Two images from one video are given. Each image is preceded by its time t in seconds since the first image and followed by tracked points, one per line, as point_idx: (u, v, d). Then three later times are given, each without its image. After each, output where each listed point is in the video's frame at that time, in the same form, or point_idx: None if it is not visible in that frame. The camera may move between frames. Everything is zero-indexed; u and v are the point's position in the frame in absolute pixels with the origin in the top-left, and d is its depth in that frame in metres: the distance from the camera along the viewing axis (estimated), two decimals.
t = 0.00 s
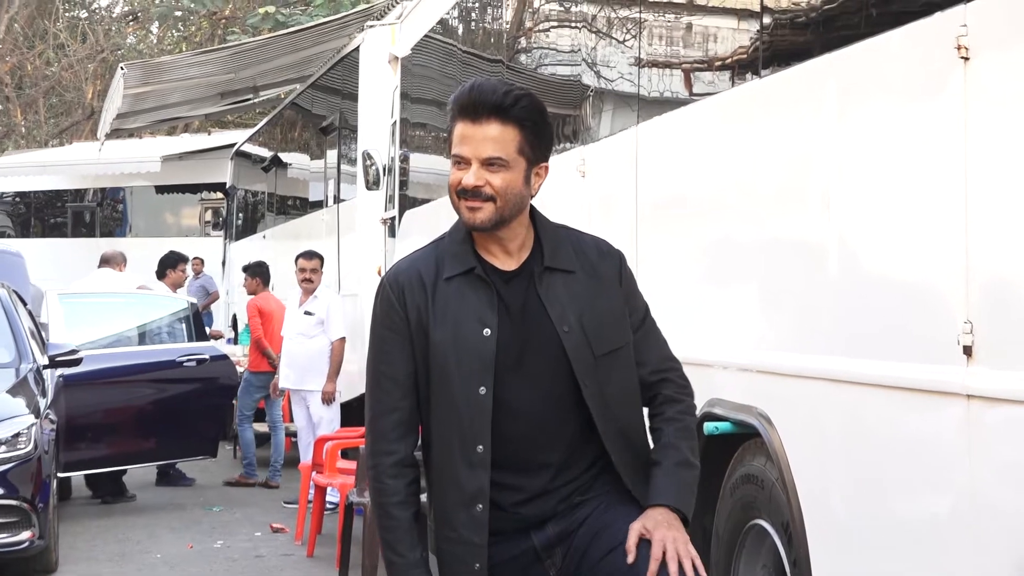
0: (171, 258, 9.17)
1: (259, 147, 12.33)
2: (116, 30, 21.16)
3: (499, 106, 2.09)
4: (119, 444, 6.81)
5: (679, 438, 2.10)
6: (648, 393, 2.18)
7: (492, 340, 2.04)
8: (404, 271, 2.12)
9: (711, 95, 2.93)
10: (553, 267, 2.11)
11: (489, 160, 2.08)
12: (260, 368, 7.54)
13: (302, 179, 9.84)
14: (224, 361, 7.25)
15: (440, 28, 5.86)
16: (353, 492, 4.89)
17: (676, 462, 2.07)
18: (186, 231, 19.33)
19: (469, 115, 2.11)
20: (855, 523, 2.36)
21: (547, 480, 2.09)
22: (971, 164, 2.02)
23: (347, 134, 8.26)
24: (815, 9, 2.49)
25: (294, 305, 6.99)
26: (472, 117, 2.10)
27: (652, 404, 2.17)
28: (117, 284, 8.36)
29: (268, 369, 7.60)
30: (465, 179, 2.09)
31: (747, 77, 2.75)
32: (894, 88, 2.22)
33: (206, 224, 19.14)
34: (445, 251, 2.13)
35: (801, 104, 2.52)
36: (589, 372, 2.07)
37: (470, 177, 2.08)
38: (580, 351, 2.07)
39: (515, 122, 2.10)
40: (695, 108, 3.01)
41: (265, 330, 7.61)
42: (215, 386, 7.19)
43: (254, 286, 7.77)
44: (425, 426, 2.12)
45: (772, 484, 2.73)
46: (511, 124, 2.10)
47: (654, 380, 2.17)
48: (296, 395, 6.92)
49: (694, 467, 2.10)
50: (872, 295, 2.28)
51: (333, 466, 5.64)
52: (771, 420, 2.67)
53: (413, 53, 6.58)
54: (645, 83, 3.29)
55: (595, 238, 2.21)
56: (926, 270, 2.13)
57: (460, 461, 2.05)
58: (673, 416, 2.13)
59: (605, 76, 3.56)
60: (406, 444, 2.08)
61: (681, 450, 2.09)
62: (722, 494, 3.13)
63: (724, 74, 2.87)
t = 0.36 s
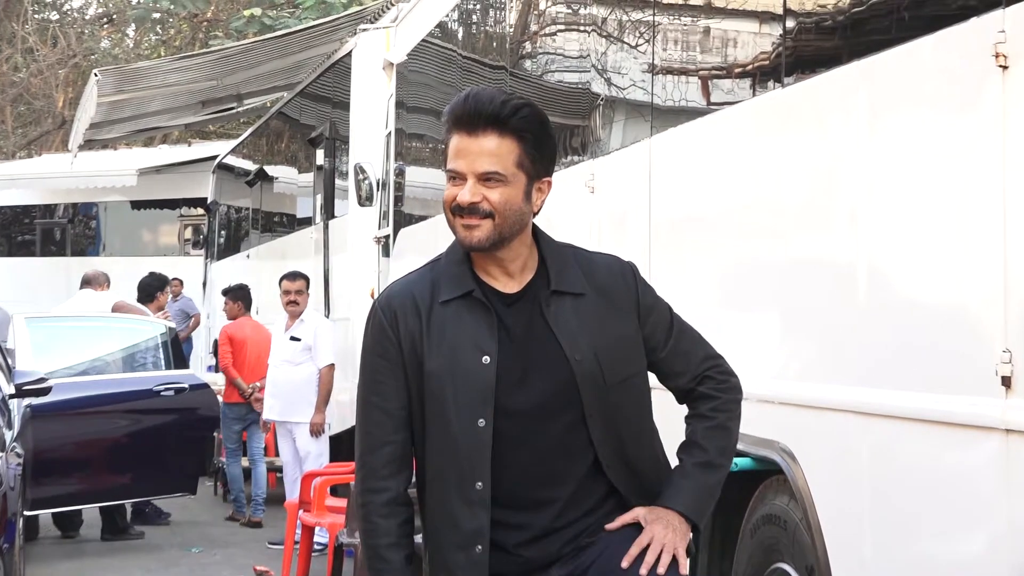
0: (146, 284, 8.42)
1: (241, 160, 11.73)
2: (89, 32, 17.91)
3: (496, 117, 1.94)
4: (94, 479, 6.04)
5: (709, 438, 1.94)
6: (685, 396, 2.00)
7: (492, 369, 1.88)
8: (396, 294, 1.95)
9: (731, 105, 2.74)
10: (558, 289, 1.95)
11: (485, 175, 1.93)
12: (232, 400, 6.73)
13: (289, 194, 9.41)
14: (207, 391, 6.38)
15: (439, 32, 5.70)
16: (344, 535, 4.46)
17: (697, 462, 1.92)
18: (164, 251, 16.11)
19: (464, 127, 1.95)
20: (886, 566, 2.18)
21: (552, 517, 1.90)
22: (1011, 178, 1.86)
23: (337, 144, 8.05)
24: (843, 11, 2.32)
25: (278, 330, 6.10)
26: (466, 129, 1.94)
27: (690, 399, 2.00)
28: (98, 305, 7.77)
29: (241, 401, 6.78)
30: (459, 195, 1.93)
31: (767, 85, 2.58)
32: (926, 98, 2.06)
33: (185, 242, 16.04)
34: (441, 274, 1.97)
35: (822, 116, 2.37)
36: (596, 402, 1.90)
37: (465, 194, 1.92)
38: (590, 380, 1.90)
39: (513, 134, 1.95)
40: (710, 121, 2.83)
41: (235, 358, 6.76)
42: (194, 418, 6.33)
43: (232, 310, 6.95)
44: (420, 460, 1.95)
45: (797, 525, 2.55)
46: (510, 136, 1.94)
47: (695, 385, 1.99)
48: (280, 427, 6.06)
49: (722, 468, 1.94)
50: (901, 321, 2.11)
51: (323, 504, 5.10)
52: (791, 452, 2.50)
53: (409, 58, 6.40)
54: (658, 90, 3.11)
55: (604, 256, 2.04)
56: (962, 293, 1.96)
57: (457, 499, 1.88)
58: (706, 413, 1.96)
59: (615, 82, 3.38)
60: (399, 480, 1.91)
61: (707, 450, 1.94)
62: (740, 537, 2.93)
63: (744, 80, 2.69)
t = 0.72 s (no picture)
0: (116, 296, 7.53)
1: (218, 163, 11.04)
2: (55, 25, 16.59)
3: (498, 117, 1.78)
4: (60, 507, 5.37)
5: (705, 485, 1.78)
6: (679, 435, 1.84)
7: (493, 391, 1.72)
8: (389, 310, 1.79)
9: (750, 104, 2.55)
10: (564, 304, 1.79)
11: (487, 180, 1.77)
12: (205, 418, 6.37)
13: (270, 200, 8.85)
14: (181, 412, 5.72)
15: (434, 25, 5.47)
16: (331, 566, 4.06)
17: (690, 508, 1.76)
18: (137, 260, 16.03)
19: (463, 128, 1.79)
20: None
21: (557, 551, 1.74)
22: None
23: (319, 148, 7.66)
24: (869, 4, 2.16)
25: (260, 347, 5.74)
26: (464, 131, 1.79)
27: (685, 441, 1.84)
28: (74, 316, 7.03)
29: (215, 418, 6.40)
30: (459, 202, 1.77)
31: (787, 84, 2.40)
32: (958, 98, 1.91)
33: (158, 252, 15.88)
34: (437, 288, 1.80)
35: (844, 118, 2.21)
36: (605, 425, 1.75)
37: (465, 199, 1.76)
38: (597, 402, 1.74)
39: (516, 136, 1.79)
40: (719, 122, 2.66)
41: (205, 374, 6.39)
42: (167, 443, 5.66)
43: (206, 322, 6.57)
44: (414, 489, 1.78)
45: (821, 559, 2.37)
46: (513, 138, 1.79)
47: (693, 423, 1.83)
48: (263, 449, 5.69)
49: (716, 518, 1.78)
50: (932, 338, 1.96)
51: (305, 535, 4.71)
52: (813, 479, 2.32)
53: (403, 53, 6.14)
54: (669, 88, 2.90)
55: (611, 268, 1.88)
56: (1002, 308, 1.80)
57: (454, 533, 1.72)
58: (702, 457, 1.80)
59: (622, 79, 3.16)
60: (392, 511, 1.75)
61: (717, 479, 1.79)
62: (756, 568, 2.73)
63: (762, 78, 2.50)
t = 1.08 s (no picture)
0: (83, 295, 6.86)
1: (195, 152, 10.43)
2: (15, 4, 16.93)
3: (509, 101, 1.64)
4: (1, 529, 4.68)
5: (715, 514, 1.64)
6: (682, 457, 1.69)
7: (500, 400, 1.58)
8: (384, 314, 1.64)
9: (767, 89, 2.38)
10: (573, 305, 1.65)
11: (500, 171, 1.64)
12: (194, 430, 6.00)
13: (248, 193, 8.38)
14: (147, 422, 5.12)
15: (426, 6, 5.22)
16: None
17: (703, 539, 1.61)
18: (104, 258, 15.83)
19: (469, 115, 1.65)
20: None
21: None
22: None
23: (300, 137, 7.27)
24: None
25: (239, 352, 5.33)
26: (473, 118, 1.65)
27: (685, 468, 1.69)
28: (42, 321, 6.38)
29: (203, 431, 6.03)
30: (471, 196, 1.63)
31: (808, 68, 2.25)
32: (994, 78, 1.76)
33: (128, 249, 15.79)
34: (436, 290, 1.66)
35: (868, 104, 2.06)
36: (619, 436, 1.61)
37: (478, 192, 1.62)
38: (609, 412, 1.60)
39: (528, 124, 1.66)
40: (731, 110, 2.50)
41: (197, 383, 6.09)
42: (127, 458, 5.04)
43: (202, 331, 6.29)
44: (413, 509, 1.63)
45: None
46: (524, 125, 1.65)
47: (695, 443, 1.68)
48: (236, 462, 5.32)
49: (729, 550, 1.64)
50: (968, 341, 1.81)
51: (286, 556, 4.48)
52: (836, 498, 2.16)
53: (392, 34, 5.79)
54: (680, 72, 2.71)
55: (620, 266, 1.74)
56: None
57: (458, 557, 1.57)
58: (709, 485, 1.66)
59: (629, 61, 2.98)
60: (390, 532, 1.60)
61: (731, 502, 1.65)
62: None
63: (781, 63, 2.34)
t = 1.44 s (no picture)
0: (50, 306, 6.57)
1: (159, 147, 10.04)
2: None
3: (516, 92, 1.51)
4: None
5: (729, 545, 1.48)
6: (692, 481, 1.55)
7: (499, 418, 1.44)
8: (371, 325, 1.50)
9: (785, 78, 2.24)
10: (577, 313, 1.51)
11: (510, 166, 1.50)
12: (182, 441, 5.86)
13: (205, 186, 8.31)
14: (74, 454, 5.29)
15: None
16: None
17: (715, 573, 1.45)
18: (63, 261, 15.89)
19: (473, 106, 1.51)
20: None
21: None
22: None
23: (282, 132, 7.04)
24: None
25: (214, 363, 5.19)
26: (478, 109, 1.51)
27: (696, 494, 1.55)
28: None
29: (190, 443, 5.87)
30: (481, 194, 1.49)
31: (831, 54, 2.12)
32: None
33: (90, 252, 15.96)
34: (429, 298, 1.52)
35: (893, 94, 1.93)
36: (628, 456, 1.47)
37: (489, 190, 1.48)
38: (616, 430, 1.46)
39: (536, 116, 1.52)
40: (746, 100, 2.36)
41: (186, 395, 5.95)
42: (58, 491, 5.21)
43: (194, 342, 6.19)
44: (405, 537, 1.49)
45: None
46: (531, 117, 1.52)
47: (707, 466, 1.54)
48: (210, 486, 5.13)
49: None
50: (1012, 349, 1.66)
51: None
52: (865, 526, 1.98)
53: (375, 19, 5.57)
54: (693, 58, 2.59)
55: (625, 272, 1.60)
56: None
57: None
58: (721, 512, 1.51)
59: (636, 46, 2.84)
60: (383, 562, 1.46)
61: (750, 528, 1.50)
62: None
63: (801, 48, 2.21)
